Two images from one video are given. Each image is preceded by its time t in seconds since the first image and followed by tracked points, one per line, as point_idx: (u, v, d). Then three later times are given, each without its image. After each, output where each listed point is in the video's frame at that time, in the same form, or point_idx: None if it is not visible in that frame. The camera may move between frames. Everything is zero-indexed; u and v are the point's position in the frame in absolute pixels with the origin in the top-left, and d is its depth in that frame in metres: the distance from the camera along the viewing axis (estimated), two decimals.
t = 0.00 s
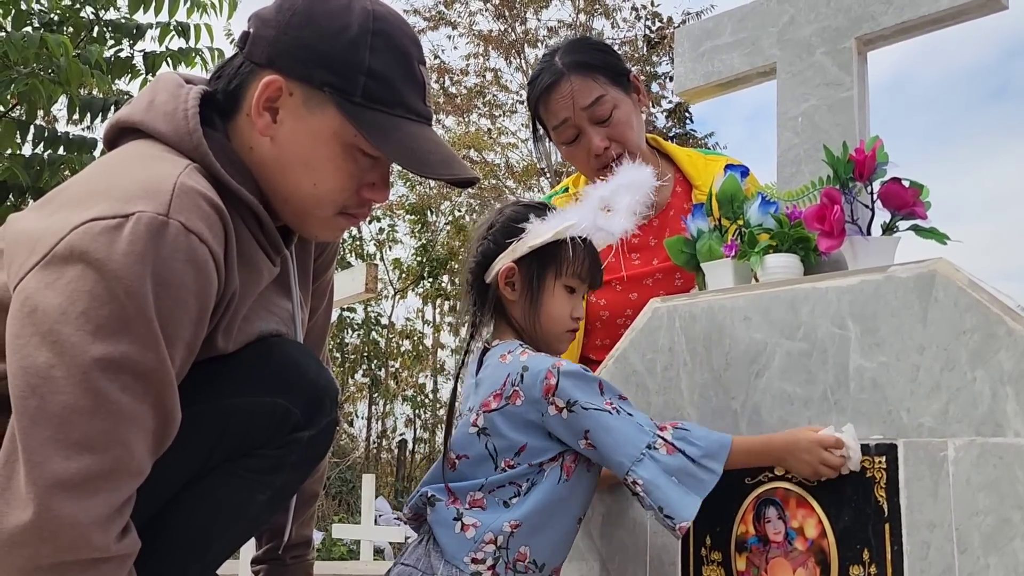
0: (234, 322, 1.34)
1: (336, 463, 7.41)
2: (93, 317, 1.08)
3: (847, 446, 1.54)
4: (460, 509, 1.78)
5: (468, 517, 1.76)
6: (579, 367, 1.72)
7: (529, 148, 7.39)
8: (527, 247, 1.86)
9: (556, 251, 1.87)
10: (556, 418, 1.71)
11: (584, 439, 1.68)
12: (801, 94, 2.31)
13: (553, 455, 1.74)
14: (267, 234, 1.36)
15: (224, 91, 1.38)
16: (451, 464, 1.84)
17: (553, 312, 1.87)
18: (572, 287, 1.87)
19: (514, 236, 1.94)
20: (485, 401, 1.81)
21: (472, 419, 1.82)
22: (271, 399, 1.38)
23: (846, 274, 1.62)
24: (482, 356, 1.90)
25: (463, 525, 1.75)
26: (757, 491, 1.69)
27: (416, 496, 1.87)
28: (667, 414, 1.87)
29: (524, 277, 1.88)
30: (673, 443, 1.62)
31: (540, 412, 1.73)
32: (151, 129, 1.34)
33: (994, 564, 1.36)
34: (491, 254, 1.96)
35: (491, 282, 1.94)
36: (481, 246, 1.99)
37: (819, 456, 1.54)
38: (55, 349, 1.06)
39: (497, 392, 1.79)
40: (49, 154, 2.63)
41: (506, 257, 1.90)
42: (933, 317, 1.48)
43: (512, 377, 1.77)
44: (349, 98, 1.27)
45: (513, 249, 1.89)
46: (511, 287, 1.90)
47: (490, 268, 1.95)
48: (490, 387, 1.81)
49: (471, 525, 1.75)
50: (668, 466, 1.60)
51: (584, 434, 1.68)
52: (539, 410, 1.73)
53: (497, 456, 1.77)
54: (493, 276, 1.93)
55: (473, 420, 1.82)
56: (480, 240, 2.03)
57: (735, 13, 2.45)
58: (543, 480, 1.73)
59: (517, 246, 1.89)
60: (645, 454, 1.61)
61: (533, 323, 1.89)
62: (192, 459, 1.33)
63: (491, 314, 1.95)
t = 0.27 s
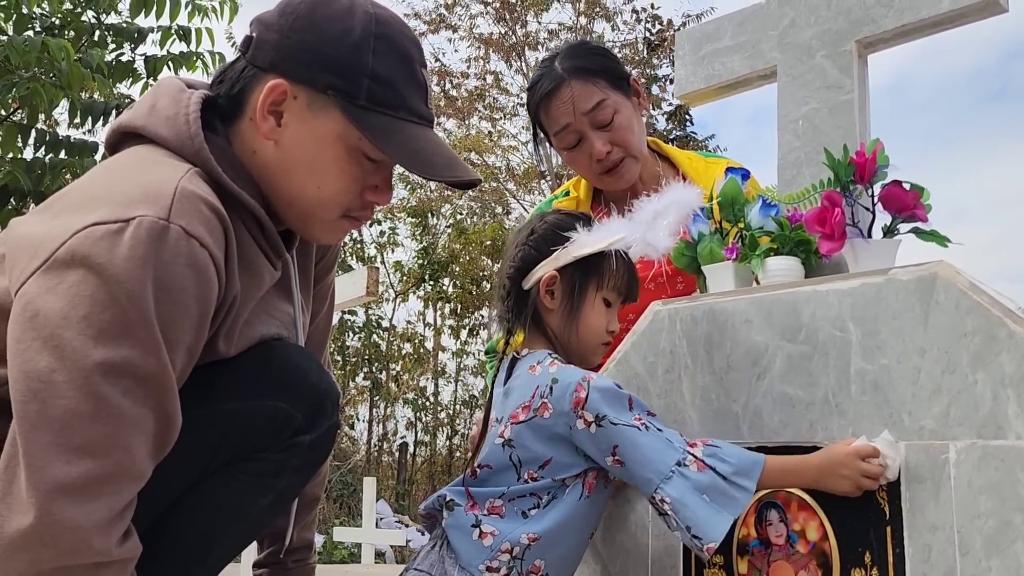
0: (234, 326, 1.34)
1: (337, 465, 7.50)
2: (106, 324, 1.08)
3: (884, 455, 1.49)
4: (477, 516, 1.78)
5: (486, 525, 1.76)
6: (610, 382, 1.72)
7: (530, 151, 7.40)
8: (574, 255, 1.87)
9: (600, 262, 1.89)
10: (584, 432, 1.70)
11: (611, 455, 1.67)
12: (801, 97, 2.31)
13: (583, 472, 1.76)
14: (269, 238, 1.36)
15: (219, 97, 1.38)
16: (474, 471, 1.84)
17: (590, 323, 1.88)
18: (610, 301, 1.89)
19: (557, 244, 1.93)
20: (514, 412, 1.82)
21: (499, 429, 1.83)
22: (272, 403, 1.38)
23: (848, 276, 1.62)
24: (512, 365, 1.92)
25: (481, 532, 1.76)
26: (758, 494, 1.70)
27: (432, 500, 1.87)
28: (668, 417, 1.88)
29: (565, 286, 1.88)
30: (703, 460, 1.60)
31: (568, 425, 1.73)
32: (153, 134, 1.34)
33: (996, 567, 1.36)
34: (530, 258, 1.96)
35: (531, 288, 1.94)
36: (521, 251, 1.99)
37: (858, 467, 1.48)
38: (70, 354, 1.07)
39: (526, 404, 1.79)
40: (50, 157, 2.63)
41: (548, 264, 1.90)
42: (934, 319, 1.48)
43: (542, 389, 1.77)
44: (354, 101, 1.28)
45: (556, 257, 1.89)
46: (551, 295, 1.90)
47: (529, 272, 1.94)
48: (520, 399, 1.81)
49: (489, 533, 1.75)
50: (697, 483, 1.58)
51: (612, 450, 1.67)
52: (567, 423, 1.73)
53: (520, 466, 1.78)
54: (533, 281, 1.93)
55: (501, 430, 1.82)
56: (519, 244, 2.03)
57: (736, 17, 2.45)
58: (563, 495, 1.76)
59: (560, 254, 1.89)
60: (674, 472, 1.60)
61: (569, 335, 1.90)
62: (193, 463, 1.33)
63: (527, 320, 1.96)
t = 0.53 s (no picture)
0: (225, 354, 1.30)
1: (337, 469, 7.53)
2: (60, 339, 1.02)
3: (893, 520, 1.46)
4: (471, 521, 1.74)
5: (478, 532, 1.72)
6: (638, 428, 1.65)
7: (530, 154, 7.40)
8: (619, 286, 1.76)
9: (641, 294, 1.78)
10: (601, 471, 1.63)
11: (624, 501, 1.60)
12: (800, 101, 2.31)
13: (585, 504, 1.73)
14: (263, 257, 1.38)
15: (228, 110, 1.37)
16: (476, 479, 1.78)
17: (626, 355, 1.79)
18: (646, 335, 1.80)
19: (600, 271, 1.83)
20: (534, 431, 1.76)
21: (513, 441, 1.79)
22: (274, 408, 1.38)
23: (846, 280, 1.62)
24: (536, 384, 1.85)
25: (472, 539, 1.71)
26: (759, 498, 1.69)
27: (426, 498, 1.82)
28: (669, 421, 1.88)
29: (606, 317, 1.79)
30: (720, 519, 1.55)
31: (587, 459, 1.66)
32: (148, 153, 1.32)
33: (996, 570, 1.36)
34: (571, 283, 1.84)
35: (569, 314, 1.83)
36: (560, 274, 1.88)
37: (867, 536, 1.46)
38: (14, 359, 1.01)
39: (549, 425, 1.73)
40: (50, 162, 2.64)
41: (589, 293, 1.79)
42: (933, 323, 1.49)
43: (569, 415, 1.71)
44: (368, 114, 1.27)
45: (599, 286, 1.79)
46: (588, 324, 1.80)
47: (567, 298, 1.84)
48: (545, 418, 1.75)
49: (480, 541, 1.70)
50: (709, 541, 1.53)
51: (627, 496, 1.60)
52: (586, 457, 1.67)
53: (527, 484, 1.74)
54: (571, 308, 1.82)
55: (517, 446, 1.77)
56: (557, 266, 1.92)
57: (735, 21, 2.46)
58: (562, 518, 1.72)
59: (604, 282, 1.79)
60: (688, 528, 1.54)
61: (602, 365, 1.82)
62: (193, 467, 1.32)
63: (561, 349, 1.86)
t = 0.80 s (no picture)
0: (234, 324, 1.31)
1: (336, 471, 7.57)
2: (83, 336, 1.01)
3: None
4: (456, 537, 1.60)
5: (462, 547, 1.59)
6: (653, 487, 1.56)
7: (529, 157, 7.41)
8: (646, 340, 1.67)
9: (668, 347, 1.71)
10: (606, 520, 1.52)
11: (623, 554, 1.48)
12: (799, 104, 2.31)
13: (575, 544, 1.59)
14: (247, 255, 1.34)
15: (233, 111, 1.34)
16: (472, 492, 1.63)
17: (652, 408, 1.72)
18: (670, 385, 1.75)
19: (626, 322, 1.74)
20: (545, 462, 1.62)
21: (519, 467, 1.65)
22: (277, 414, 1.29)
23: (848, 283, 1.63)
24: (557, 426, 1.69)
25: (455, 553, 1.58)
26: (758, 501, 1.69)
27: (411, 500, 1.68)
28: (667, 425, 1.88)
29: (634, 371, 1.70)
30: None
31: (595, 505, 1.55)
32: (131, 153, 1.29)
33: (995, 573, 1.36)
34: (595, 336, 1.75)
35: (593, 367, 1.74)
36: (584, 324, 1.78)
37: None
38: (45, 367, 1.03)
39: (563, 462, 1.60)
40: (50, 165, 2.64)
41: (617, 346, 1.71)
42: (932, 325, 1.49)
43: (587, 458, 1.59)
44: (379, 118, 1.24)
45: (627, 339, 1.70)
46: (615, 377, 1.71)
47: (592, 351, 1.75)
48: (559, 453, 1.62)
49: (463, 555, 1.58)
50: None
51: (627, 550, 1.48)
52: (592, 503, 1.55)
53: (523, 510, 1.60)
54: (596, 360, 1.73)
55: (521, 470, 1.64)
56: (579, 314, 1.82)
57: (733, 25, 2.47)
58: (553, 552, 1.58)
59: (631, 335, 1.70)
60: None
61: (628, 419, 1.72)
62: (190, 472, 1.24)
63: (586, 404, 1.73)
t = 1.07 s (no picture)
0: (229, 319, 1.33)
1: (336, 473, 7.55)
2: (89, 336, 1.02)
3: None
4: (433, 541, 1.61)
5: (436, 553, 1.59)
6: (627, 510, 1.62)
7: (529, 158, 7.40)
8: (635, 357, 1.71)
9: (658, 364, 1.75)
10: (578, 536, 1.57)
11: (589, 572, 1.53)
12: (798, 105, 2.31)
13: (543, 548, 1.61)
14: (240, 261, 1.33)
15: (238, 118, 1.33)
16: (454, 489, 1.65)
17: (640, 427, 1.76)
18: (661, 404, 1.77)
19: (617, 337, 1.77)
20: (527, 467, 1.66)
21: (504, 468, 1.68)
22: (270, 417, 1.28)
23: (844, 284, 1.63)
24: (543, 435, 1.73)
25: (430, 559, 1.59)
26: (758, 502, 1.69)
27: (389, 502, 1.67)
28: (667, 426, 1.88)
29: (621, 388, 1.74)
30: None
31: (569, 518, 1.58)
32: (128, 156, 1.28)
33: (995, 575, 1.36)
34: (586, 350, 1.78)
35: (582, 381, 1.78)
36: (574, 339, 1.80)
37: None
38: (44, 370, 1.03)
39: (545, 470, 1.64)
40: (48, 166, 2.64)
41: (606, 361, 1.74)
42: (932, 326, 1.49)
43: (571, 471, 1.63)
44: (386, 135, 1.26)
45: (615, 355, 1.74)
46: (603, 394, 1.75)
47: (581, 365, 1.78)
48: (544, 462, 1.66)
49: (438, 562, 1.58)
50: None
51: (593, 568, 1.54)
52: (566, 516, 1.59)
53: (498, 513, 1.62)
54: (586, 375, 1.77)
55: (504, 472, 1.67)
56: (571, 328, 1.83)
57: (732, 26, 2.47)
58: (524, 557, 1.60)
59: (621, 351, 1.74)
60: None
61: (616, 435, 1.76)
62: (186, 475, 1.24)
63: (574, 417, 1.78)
